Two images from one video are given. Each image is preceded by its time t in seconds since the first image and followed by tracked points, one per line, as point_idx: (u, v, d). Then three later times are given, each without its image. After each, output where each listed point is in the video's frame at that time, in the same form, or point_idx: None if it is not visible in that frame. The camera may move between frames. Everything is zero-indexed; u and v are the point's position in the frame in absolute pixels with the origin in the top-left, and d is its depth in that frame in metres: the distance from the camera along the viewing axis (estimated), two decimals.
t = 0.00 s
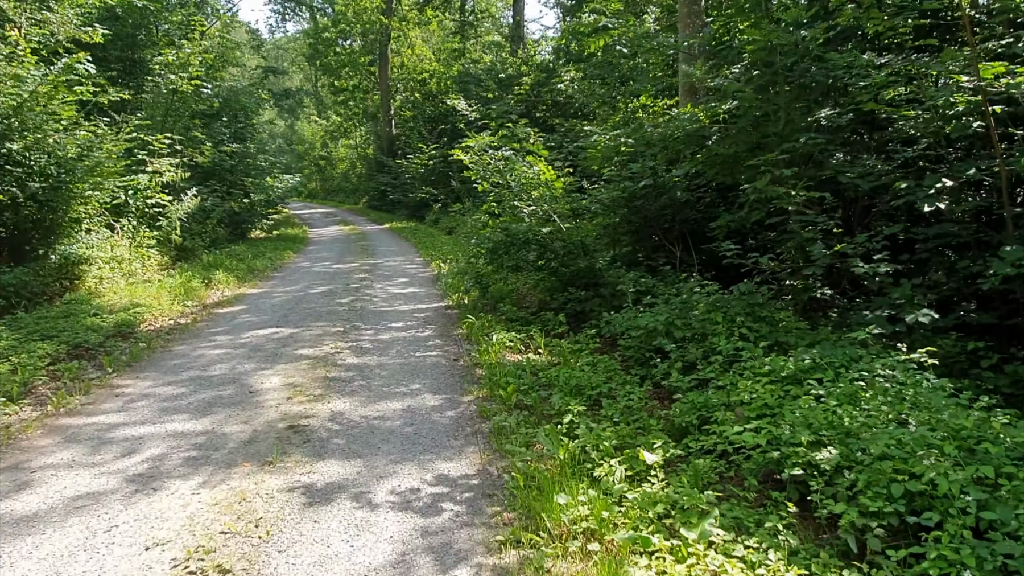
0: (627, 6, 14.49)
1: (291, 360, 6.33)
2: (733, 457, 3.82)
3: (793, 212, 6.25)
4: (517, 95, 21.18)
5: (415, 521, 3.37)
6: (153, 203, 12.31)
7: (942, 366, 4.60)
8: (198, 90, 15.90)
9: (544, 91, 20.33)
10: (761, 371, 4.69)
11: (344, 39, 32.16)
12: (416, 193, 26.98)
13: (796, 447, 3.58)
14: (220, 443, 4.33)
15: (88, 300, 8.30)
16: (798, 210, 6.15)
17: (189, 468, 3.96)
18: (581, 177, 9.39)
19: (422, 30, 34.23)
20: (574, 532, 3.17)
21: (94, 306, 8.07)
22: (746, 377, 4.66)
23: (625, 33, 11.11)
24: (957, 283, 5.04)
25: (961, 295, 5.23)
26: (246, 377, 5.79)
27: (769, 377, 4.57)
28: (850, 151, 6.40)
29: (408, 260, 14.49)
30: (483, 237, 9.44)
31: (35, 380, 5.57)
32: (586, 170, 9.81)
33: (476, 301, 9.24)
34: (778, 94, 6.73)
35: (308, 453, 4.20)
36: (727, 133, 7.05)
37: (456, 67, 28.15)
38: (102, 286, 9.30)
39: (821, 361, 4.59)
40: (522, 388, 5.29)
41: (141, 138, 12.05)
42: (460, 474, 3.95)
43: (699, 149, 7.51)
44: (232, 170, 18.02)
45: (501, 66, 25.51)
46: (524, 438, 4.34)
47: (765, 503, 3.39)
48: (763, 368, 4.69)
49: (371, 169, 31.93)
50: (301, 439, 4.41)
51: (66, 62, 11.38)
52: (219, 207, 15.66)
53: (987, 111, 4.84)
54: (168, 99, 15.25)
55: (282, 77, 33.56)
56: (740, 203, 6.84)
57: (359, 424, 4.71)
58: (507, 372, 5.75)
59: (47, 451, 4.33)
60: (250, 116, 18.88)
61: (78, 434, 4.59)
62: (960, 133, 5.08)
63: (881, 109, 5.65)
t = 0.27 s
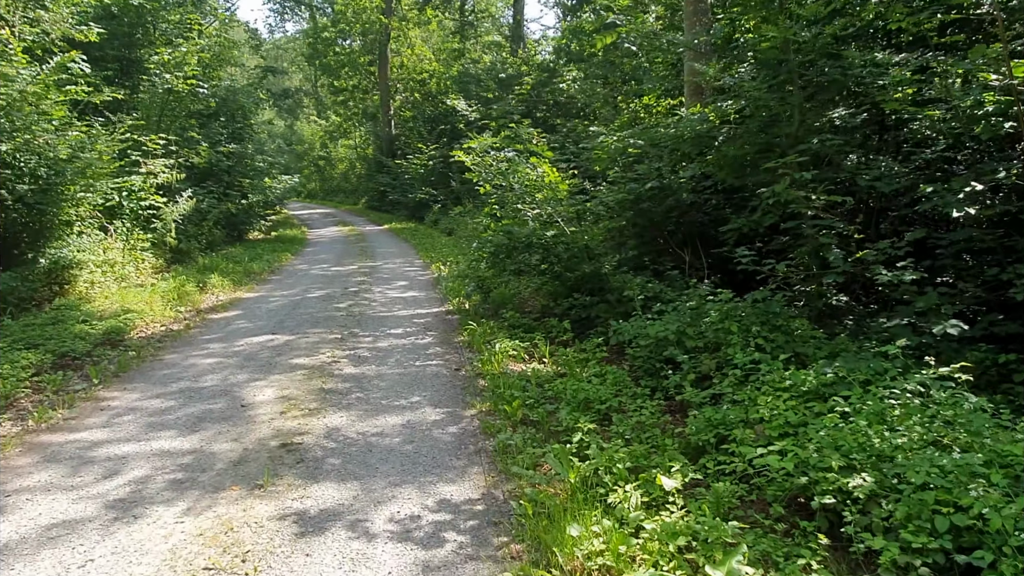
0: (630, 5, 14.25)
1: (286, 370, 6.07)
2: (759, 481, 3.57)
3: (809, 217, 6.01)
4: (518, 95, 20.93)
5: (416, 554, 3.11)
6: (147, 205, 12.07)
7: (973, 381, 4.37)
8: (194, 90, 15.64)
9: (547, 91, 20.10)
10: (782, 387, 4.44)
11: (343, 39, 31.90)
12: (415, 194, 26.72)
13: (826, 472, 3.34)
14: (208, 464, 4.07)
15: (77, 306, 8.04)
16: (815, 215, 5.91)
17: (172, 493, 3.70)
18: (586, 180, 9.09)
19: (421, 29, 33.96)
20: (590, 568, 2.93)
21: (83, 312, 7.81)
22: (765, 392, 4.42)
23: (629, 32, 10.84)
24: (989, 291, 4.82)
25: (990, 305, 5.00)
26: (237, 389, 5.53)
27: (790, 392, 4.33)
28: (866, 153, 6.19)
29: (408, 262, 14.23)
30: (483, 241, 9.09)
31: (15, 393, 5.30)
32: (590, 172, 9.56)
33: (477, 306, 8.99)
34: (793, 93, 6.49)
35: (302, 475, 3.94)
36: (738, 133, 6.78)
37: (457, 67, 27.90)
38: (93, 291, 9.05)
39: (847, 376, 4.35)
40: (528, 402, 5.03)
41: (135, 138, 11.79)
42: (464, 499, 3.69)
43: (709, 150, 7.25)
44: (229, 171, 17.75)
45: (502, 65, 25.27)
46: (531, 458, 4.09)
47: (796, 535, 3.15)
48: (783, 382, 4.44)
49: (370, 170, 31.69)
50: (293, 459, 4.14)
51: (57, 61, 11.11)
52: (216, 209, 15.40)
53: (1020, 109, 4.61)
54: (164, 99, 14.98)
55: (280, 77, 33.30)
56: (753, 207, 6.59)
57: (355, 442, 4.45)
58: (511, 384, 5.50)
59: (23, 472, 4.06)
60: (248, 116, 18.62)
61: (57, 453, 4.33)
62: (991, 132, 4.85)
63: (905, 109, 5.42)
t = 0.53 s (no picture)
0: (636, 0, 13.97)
1: (282, 377, 5.78)
2: (793, 501, 3.30)
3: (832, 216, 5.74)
4: (521, 92, 20.64)
5: None
6: (142, 203, 11.74)
7: (1014, 392, 4.10)
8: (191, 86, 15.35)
9: (551, 89, 19.81)
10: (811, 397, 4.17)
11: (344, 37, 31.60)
12: (417, 193, 26.44)
13: (869, 495, 3.07)
14: (196, 481, 3.78)
15: (67, 308, 7.75)
16: (838, 215, 5.63)
17: (155, 515, 3.41)
18: (593, 178, 8.79)
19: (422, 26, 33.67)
20: None
21: (73, 314, 7.52)
22: (792, 403, 4.14)
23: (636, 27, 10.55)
24: None
25: None
26: (230, 397, 5.24)
27: (819, 403, 4.06)
28: (891, 150, 5.92)
29: (409, 262, 13.96)
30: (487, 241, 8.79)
31: None
32: (597, 170, 9.28)
33: (481, 308, 8.71)
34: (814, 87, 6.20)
35: (296, 493, 3.65)
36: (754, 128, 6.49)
37: (458, 65, 27.61)
38: (84, 292, 8.76)
39: (881, 387, 4.08)
40: (538, 412, 4.75)
41: (129, 135, 11.50)
42: (471, 521, 3.41)
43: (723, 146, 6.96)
44: (228, 169, 17.46)
45: (504, 63, 24.98)
46: (543, 475, 3.81)
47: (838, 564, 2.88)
48: (811, 393, 4.16)
49: (371, 168, 31.40)
50: (287, 476, 3.85)
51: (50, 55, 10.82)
52: (213, 208, 15.11)
53: None
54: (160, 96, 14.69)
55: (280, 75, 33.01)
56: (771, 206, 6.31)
57: (354, 455, 4.16)
58: (519, 392, 5.22)
59: None
60: (247, 114, 18.33)
61: (35, 468, 4.04)
62: None
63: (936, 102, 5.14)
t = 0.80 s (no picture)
0: None
1: (281, 388, 5.49)
2: (837, 537, 3.01)
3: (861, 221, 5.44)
4: (527, 90, 20.33)
5: None
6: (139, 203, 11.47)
7: None
8: (191, 84, 15.06)
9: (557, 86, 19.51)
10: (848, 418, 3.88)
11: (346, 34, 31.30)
12: (420, 192, 26.14)
13: (926, 533, 2.78)
14: (186, 508, 3.49)
15: (59, 313, 7.49)
16: (867, 219, 5.34)
17: (140, 548, 3.12)
18: (605, 179, 8.49)
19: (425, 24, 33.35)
20: None
21: (65, 319, 7.25)
22: (828, 425, 3.86)
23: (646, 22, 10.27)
24: None
25: None
26: (226, 411, 4.96)
27: (858, 425, 3.77)
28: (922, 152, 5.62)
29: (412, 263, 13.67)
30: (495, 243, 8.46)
31: None
32: (608, 171, 8.98)
33: (488, 313, 8.41)
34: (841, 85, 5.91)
35: (294, 523, 3.37)
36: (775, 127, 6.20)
37: (462, 62, 27.31)
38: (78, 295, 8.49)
39: (925, 407, 3.79)
40: (553, 430, 4.47)
41: (126, 133, 11.23)
42: (485, 556, 3.12)
43: (741, 145, 6.67)
44: (228, 168, 17.19)
45: (509, 61, 24.68)
46: (561, 502, 3.53)
47: None
48: (848, 413, 3.88)
49: (374, 167, 31.11)
50: (285, 503, 3.56)
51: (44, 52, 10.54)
52: (213, 207, 14.83)
53: None
54: (160, 93, 14.41)
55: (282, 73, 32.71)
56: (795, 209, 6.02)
57: (357, 477, 3.88)
58: (531, 406, 4.94)
59: None
60: (248, 112, 18.05)
61: (14, 491, 3.76)
62: None
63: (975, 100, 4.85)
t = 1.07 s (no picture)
0: None
1: (280, 395, 5.21)
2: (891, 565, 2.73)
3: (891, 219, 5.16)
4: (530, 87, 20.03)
5: None
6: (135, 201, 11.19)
7: None
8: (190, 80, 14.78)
9: (561, 84, 19.21)
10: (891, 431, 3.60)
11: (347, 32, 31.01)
12: (421, 191, 25.86)
13: (995, 563, 2.50)
14: (176, 530, 3.21)
15: (50, 314, 7.21)
16: (899, 217, 5.06)
17: None
18: (615, 177, 8.20)
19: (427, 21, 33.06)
20: None
21: (56, 321, 6.96)
22: (869, 438, 3.58)
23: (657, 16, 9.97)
24: None
25: None
26: (221, 420, 4.67)
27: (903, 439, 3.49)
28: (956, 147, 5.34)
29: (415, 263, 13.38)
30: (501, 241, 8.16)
31: None
32: (618, 168, 8.69)
33: (494, 314, 8.14)
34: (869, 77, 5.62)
35: (294, 547, 3.09)
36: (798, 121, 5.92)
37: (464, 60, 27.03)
38: (71, 296, 8.26)
39: (975, 419, 3.51)
40: (570, 441, 4.18)
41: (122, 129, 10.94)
42: None
43: (761, 141, 6.38)
44: (227, 166, 16.90)
45: (511, 58, 24.39)
46: (584, 524, 3.25)
47: None
48: (890, 425, 3.61)
49: (375, 166, 30.82)
50: (284, 523, 3.28)
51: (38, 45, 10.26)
52: (211, 206, 14.53)
53: None
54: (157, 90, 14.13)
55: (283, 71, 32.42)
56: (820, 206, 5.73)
57: (362, 494, 3.61)
58: (545, 415, 4.66)
59: None
60: (248, 109, 17.76)
61: None
62: None
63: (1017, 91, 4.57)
